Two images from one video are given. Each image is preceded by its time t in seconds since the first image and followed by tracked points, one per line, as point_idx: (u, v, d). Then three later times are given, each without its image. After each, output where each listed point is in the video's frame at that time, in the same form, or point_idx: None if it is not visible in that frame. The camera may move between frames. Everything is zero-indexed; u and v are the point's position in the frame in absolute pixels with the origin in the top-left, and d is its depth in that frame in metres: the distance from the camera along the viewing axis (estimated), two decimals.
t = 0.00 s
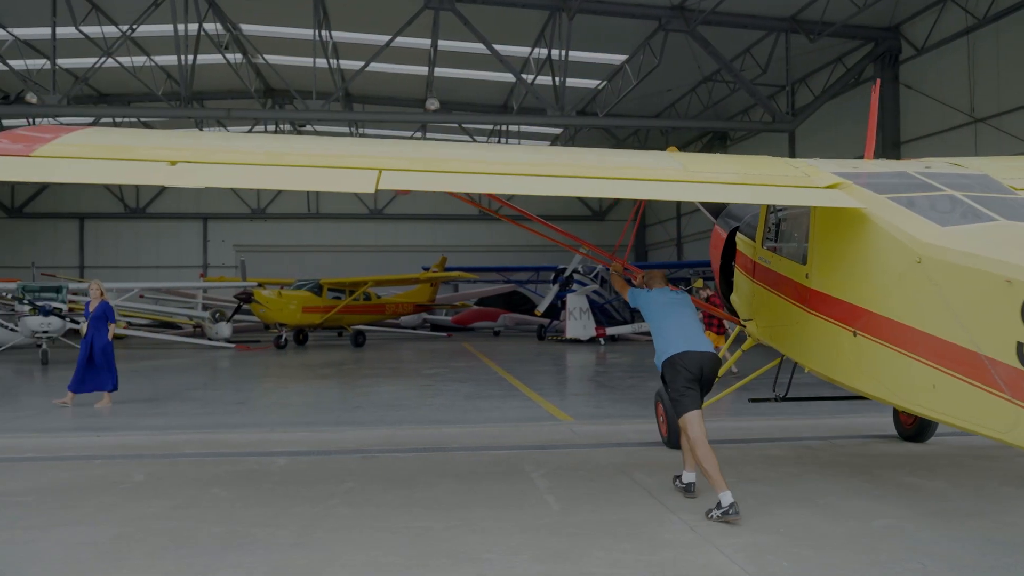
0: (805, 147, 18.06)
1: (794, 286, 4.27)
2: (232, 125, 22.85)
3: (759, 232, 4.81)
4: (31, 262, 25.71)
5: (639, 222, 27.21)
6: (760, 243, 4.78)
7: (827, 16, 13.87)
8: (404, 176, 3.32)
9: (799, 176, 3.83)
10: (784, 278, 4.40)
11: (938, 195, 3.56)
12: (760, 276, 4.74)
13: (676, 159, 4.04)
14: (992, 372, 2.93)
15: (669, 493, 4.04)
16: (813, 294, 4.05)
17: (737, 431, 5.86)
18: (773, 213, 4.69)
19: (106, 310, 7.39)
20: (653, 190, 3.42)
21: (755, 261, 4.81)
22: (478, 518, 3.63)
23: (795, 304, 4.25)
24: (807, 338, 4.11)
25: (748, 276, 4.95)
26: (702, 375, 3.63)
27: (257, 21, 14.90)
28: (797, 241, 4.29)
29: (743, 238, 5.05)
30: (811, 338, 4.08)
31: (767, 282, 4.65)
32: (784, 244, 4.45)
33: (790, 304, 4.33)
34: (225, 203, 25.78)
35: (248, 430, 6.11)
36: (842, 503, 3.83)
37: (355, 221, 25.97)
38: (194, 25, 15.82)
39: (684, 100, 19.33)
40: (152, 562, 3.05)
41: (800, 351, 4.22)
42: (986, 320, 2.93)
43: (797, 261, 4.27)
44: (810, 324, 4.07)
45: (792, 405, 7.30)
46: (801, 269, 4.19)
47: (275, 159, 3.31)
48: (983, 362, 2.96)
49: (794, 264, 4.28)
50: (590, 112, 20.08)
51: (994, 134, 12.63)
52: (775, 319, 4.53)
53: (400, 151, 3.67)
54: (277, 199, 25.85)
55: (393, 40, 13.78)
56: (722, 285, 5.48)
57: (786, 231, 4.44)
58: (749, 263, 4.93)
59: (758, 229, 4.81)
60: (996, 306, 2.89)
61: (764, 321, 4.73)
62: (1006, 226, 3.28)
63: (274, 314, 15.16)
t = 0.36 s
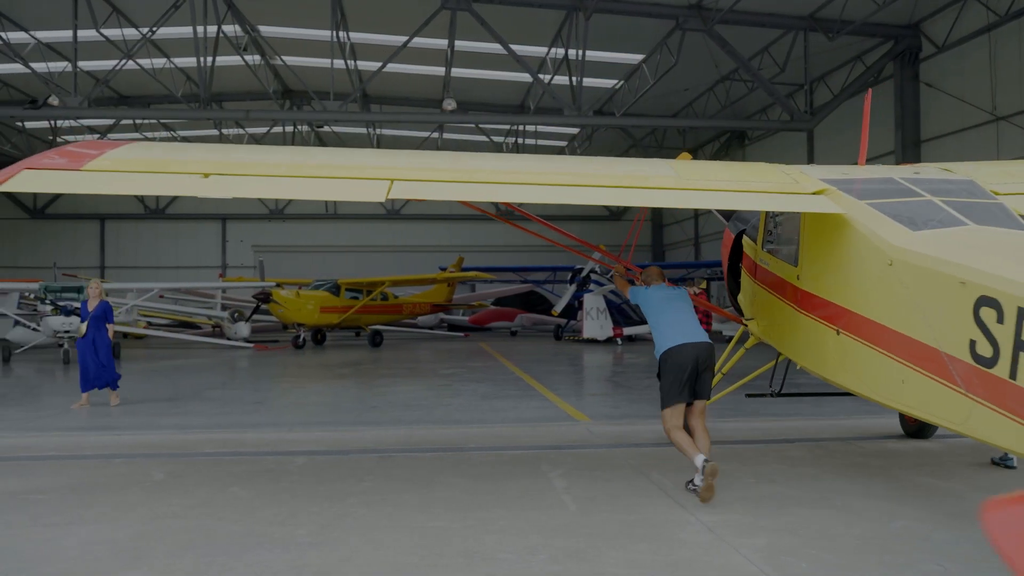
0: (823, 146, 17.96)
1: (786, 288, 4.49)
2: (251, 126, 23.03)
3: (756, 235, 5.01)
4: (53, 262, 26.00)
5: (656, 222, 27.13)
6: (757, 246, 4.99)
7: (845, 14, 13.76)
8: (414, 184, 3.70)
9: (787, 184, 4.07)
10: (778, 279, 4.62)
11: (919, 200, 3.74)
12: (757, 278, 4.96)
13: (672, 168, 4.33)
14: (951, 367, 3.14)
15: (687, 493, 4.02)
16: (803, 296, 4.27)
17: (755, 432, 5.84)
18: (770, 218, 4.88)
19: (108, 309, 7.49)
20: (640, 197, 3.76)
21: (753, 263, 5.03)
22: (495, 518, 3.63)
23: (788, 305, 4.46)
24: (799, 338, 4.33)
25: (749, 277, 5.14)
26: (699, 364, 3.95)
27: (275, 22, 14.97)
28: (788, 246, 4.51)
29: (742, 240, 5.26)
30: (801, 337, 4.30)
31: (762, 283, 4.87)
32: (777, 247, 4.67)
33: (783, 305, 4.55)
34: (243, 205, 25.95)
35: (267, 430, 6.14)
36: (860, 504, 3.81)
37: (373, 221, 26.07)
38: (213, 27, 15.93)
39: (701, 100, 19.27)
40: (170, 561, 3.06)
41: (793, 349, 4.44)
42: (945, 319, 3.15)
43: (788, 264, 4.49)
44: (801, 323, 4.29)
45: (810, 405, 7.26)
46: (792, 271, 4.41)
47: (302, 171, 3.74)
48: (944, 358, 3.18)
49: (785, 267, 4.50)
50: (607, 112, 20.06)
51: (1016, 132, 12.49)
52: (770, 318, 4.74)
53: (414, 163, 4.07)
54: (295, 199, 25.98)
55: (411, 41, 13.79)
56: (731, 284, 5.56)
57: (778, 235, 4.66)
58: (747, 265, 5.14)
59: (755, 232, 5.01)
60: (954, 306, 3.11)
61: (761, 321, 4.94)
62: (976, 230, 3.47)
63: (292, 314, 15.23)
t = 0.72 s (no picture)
0: (844, 145, 17.83)
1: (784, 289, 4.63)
2: (271, 127, 23.16)
3: (761, 237, 5.13)
4: (77, 263, 26.28)
5: (674, 222, 27.03)
6: (762, 246, 5.11)
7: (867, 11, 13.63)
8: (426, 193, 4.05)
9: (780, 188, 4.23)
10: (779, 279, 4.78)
11: (903, 205, 3.84)
12: (762, 278, 5.08)
13: (671, 174, 4.56)
14: (918, 363, 3.29)
15: (706, 493, 4.01)
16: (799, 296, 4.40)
17: (775, 433, 5.80)
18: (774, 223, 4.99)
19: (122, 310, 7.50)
20: (631, 201, 4.03)
21: (759, 262, 5.15)
22: (513, 518, 3.64)
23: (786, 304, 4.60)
24: (796, 336, 4.46)
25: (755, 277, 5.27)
26: (691, 365, 4.26)
27: (294, 24, 15.03)
28: (786, 247, 4.63)
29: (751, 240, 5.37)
30: (798, 336, 4.43)
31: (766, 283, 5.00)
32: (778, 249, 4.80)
33: (783, 304, 4.68)
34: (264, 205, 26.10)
35: (288, 429, 6.18)
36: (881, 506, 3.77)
37: (392, 222, 26.13)
38: (233, 29, 16.00)
39: (721, 99, 19.18)
40: (190, 558, 3.09)
41: (791, 347, 4.57)
42: (912, 318, 3.29)
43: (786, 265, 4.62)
44: (798, 323, 4.42)
45: (831, 406, 7.20)
46: (789, 272, 4.54)
47: (332, 182, 4.11)
48: (912, 355, 3.32)
49: (784, 267, 4.63)
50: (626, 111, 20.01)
51: None
52: (773, 317, 4.87)
53: (428, 173, 4.40)
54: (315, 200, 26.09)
55: (429, 41, 13.80)
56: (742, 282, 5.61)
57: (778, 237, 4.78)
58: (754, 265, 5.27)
59: (761, 233, 5.13)
60: (918, 305, 3.25)
61: (766, 319, 5.06)
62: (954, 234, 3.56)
63: (312, 315, 15.31)
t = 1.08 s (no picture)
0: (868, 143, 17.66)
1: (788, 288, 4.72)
2: (293, 129, 23.31)
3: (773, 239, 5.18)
4: (103, 263, 26.58)
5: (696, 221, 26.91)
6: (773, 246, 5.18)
7: (892, 8, 13.48)
8: (442, 201, 4.16)
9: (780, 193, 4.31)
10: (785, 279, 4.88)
11: (896, 210, 3.88)
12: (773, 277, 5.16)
13: (679, 179, 4.62)
14: (891, 359, 3.41)
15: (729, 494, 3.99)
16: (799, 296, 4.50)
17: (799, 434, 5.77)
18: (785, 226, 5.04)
19: (145, 308, 7.64)
20: (635, 207, 4.11)
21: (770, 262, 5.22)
22: (537, 518, 3.64)
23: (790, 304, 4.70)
24: (797, 334, 4.56)
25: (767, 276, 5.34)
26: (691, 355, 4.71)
27: (316, 26, 15.12)
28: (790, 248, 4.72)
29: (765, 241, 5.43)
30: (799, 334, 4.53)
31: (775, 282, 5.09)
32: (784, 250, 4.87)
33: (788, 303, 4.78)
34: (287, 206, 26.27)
35: (312, 428, 6.22)
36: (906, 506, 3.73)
37: (414, 222, 26.21)
38: (255, 31, 16.10)
39: (744, 97, 19.08)
40: (215, 557, 3.11)
41: (794, 345, 4.66)
42: (889, 318, 3.40)
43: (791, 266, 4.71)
44: (799, 321, 4.52)
45: (856, 407, 7.14)
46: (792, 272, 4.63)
47: (370, 192, 4.24)
48: (887, 352, 3.45)
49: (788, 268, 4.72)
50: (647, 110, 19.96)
51: None
52: (780, 316, 4.97)
53: (446, 180, 4.50)
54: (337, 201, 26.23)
55: (450, 41, 13.82)
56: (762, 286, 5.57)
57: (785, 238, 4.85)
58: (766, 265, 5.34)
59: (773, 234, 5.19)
60: (893, 306, 3.35)
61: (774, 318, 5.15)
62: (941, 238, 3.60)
63: (334, 315, 15.40)
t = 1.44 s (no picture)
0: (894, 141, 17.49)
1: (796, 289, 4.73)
2: (317, 130, 23.47)
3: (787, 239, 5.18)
4: (129, 264, 26.90)
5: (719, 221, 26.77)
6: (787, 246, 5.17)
7: (917, 5, 13.33)
8: (464, 207, 4.21)
9: (784, 196, 4.33)
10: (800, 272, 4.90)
11: (891, 212, 3.90)
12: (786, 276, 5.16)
13: (688, 183, 4.65)
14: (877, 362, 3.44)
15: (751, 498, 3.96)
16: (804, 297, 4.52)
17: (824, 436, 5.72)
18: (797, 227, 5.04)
19: (164, 307, 7.74)
20: (648, 211, 4.13)
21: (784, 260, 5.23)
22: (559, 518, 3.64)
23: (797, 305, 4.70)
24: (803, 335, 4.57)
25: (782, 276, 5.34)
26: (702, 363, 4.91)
27: (338, 27, 15.18)
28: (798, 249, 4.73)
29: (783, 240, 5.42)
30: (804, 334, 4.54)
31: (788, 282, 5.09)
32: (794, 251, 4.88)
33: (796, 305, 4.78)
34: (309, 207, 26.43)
35: (333, 428, 6.24)
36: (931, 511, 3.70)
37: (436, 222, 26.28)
38: (279, 34, 16.22)
39: (767, 96, 18.96)
40: (239, 555, 3.13)
41: (801, 345, 4.66)
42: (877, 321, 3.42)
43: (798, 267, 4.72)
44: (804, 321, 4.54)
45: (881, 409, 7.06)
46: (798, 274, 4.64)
47: (398, 199, 4.30)
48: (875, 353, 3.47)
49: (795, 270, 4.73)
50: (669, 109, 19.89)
51: None
52: (790, 316, 4.97)
53: (465, 185, 4.55)
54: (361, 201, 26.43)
55: (472, 42, 13.83)
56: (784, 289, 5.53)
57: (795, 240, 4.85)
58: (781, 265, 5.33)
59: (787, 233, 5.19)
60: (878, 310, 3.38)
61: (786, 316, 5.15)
62: (932, 241, 3.62)
63: (357, 315, 15.47)
